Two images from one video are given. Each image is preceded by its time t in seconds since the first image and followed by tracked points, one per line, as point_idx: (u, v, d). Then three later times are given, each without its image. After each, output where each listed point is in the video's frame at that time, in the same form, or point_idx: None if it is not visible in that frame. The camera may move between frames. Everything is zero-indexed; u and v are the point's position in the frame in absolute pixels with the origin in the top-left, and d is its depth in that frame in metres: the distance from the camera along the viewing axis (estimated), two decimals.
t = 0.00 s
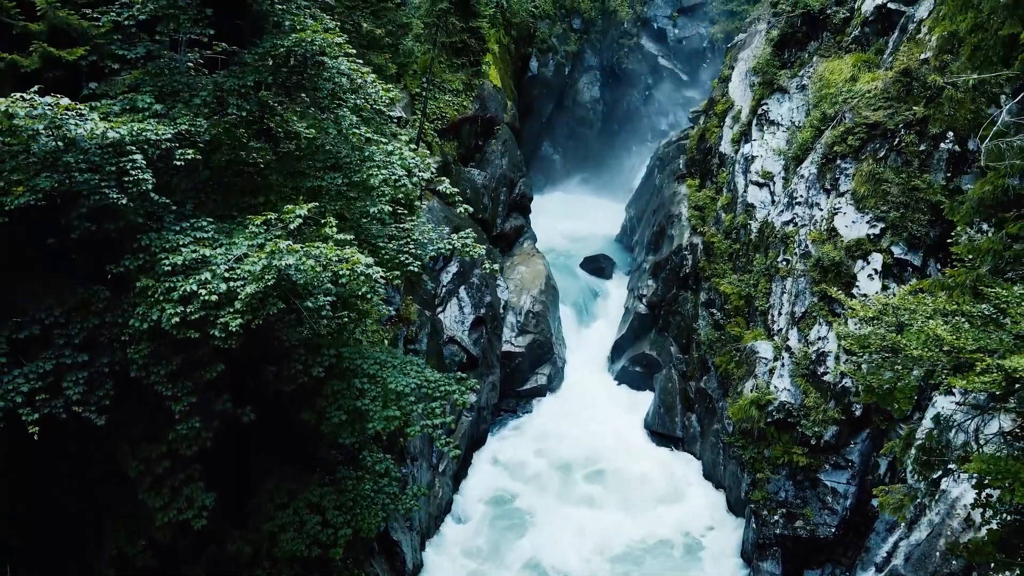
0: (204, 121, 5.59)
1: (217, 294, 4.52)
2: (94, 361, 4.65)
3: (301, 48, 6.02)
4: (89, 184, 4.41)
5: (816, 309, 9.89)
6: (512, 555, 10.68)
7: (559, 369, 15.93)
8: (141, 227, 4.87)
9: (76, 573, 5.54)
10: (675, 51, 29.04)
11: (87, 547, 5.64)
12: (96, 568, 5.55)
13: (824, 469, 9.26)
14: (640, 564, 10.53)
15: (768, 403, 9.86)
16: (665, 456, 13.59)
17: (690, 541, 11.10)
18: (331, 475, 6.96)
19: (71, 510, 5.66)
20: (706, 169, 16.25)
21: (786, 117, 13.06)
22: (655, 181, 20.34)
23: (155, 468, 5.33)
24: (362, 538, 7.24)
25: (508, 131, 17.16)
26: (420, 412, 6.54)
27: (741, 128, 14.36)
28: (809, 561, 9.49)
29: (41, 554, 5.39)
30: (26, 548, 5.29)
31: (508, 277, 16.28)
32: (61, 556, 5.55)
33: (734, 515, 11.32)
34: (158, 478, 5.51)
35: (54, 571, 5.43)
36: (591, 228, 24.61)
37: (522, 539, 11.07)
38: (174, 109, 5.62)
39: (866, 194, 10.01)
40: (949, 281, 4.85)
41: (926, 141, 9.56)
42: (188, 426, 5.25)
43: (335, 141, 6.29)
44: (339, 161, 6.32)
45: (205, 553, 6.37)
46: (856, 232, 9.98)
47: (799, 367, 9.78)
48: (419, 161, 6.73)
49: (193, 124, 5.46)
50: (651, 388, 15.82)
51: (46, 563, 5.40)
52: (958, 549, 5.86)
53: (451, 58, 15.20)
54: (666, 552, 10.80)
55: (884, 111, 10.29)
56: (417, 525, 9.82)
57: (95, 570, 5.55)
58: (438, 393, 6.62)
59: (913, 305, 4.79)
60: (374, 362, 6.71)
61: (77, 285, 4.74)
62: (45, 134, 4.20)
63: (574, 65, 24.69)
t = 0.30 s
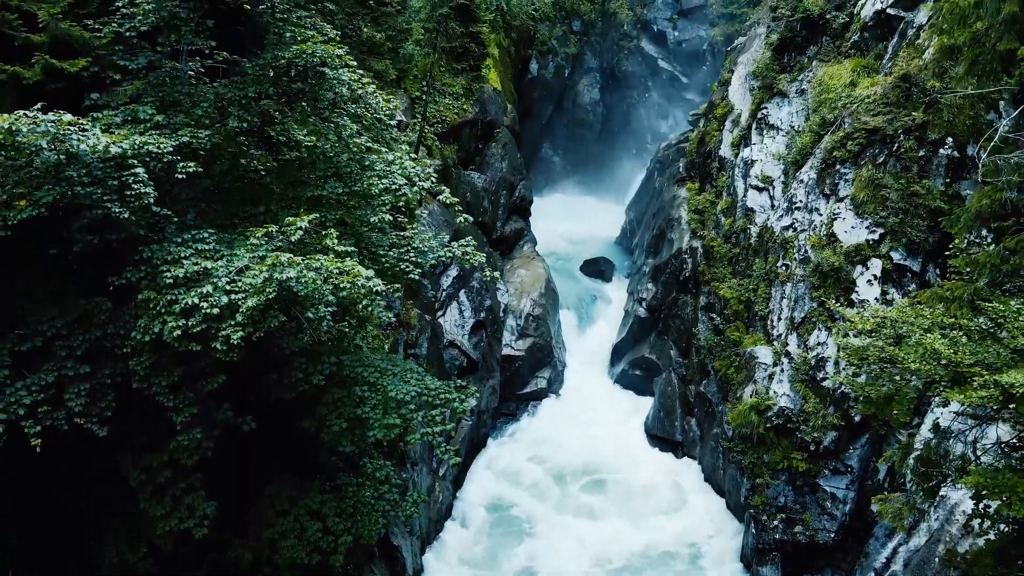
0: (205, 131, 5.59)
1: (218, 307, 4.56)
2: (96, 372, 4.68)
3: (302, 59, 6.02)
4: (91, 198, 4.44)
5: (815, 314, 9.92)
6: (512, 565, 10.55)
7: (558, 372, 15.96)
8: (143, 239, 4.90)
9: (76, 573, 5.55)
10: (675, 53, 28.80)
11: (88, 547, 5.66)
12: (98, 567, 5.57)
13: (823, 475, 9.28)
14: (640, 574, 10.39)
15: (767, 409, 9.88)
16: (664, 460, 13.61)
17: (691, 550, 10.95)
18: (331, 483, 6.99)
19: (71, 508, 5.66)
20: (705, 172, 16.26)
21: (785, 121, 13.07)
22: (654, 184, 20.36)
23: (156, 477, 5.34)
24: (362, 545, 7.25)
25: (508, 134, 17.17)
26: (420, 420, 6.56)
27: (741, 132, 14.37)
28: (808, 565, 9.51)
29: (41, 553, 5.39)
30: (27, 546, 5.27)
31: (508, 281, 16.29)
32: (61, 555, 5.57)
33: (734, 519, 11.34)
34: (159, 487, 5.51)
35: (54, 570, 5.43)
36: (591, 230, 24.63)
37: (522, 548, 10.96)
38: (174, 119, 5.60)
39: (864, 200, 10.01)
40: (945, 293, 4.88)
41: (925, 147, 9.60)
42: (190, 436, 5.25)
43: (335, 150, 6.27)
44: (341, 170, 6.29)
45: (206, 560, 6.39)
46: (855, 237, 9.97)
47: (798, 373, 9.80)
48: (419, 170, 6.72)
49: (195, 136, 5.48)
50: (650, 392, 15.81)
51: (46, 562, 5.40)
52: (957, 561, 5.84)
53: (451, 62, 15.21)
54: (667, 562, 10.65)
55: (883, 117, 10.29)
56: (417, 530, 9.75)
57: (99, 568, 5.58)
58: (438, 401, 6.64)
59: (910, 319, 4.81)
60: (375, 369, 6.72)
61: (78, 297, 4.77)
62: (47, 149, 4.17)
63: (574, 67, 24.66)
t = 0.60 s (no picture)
0: (207, 144, 5.62)
1: (220, 321, 4.60)
2: (98, 386, 4.70)
3: (303, 72, 6.06)
4: (94, 213, 4.47)
5: (815, 321, 9.94)
6: None
7: (558, 376, 16.00)
8: (145, 253, 4.94)
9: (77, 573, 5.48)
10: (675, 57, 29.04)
11: (89, 548, 5.61)
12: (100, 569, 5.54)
13: (823, 481, 9.28)
14: None
15: (766, 415, 9.90)
16: (663, 465, 13.63)
17: (692, 562, 10.81)
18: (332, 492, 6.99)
19: (71, 510, 5.57)
20: (705, 177, 16.27)
21: (785, 126, 13.07)
22: (654, 187, 20.43)
23: (158, 488, 5.36)
24: (361, 555, 7.25)
25: (508, 138, 17.19)
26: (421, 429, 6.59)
27: (740, 136, 14.40)
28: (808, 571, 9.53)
29: (41, 554, 5.30)
30: (27, 548, 5.18)
31: (508, 284, 16.31)
32: (61, 555, 5.48)
33: (733, 523, 11.33)
34: (161, 498, 5.52)
35: (55, 571, 5.36)
36: (590, 233, 24.67)
37: (522, 558, 10.82)
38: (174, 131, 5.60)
39: (864, 206, 10.00)
40: (943, 307, 4.91)
41: (924, 153, 9.60)
42: (191, 449, 5.25)
43: (336, 161, 6.31)
44: (341, 181, 6.32)
45: (207, 569, 6.40)
46: (854, 244, 9.98)
47: (797, 379, 9.80)
48: (420, 181, 6.74)
49: (196, 149, 5.50)
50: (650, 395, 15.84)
51: (46, 563, 5.31)
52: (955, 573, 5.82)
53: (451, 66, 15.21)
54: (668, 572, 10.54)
55: (881, 123, 10.31)
56: (417, 537, 9.69)
57: (101, 569, 5.54)
58: (438, 410, 6.67)
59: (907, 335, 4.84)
60: (375, 379, 6.74)
61: (80, 311, 4.78)
62: (49, 166, 4.17)
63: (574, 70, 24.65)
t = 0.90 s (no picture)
0: (208, 156, 5.65)
1: (221, 334, 4.65)
2: (100, 398, 4.75)
3: (304, 84, 6.09)
4: (96, 228, 4.50)
5: (814, 326, 9.96)
6: None
7: (558, 380, 16.04)
8: (147, 265, 4.97)
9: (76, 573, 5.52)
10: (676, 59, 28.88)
11: (89, 548, 5.64)
12: (101, 569, 5.58)
13: (823, 487, 9.29)
14: None
15: (765, 421, 9.94)
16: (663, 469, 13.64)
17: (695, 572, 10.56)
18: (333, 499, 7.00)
19: (71, 510, 5.57)
20: (705, 180, 16.27)
21: (784, 130, 13.07)
22: (653, 191, 20.45)
23: (159, 497, 5.39)
24: (361, 562, 7.27)
25: (508, 141, 17.20)
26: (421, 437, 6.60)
27: (740, 140, 14.40)
28: None
29: (41, 554, 5.33)
30: (27, 547, 5.22)
31: (508, 288, 16.33)
32: (61, 555, 5.52)
33: (733, 526, 11.29)
34: (162, 507, 5.55)
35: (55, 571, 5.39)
36: (591, 236, 24.69)
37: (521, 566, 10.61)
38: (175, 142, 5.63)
39: (863, 212, 10.00)
40: (940, 321, 4.95)
41: (923, 159, 9.59)
42: (193, 460, 5.27)
43: (336, 171, 6.36)
44: (342, 191, 6.35)
45: None
46: (853, 249, 9.97)
47: (797, 386, 9.79)
48: (420, 190, 6.76)
49: (197, 161, 5.54)
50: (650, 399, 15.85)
51: (46, 563, 5.35)
52: None
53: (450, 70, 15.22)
54: None
55: (881, 129, 10.22)
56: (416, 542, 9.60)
57: (102, 569, 5.59)
58: (438, 418, 6.67)
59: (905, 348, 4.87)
60: (376, 387, 6.75)
61: (82, 323, 4.81)
62: (52, 183, 4.19)
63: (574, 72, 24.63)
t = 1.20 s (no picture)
0: (209, 168, 5.69)
1: (223, 347, 4.69)
2: (102, 409, 4.78)
3: (306, 95, 6.12)
4: (99, 243, 4.53)
5: (813, 331, 9.98)
6: None
7: (558, 383, 16.07)
8: (149, 277, 5.01)
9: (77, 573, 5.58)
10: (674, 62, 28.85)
11: (89, 547, 5.69)
12: (103, 570, 5.67)
13: (822, 492, 9.29)
14: None
15: (765, 426, 9.96)
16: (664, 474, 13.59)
17: None
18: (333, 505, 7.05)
19: (71, 510, 5.55)
20: (705, 184, 16.28)
21: (784, 134, 13.07)
22: (653, 194, 20.49)
23: (161, 507, 5.41)
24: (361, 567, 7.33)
25: (508, 145, 17.20)
26: (421, 444, 6.63)
27: (739, 144, 14.42)
28: None
29: (41, 553, 5.34)
30: (27, 547, 5.21)
31: (508, 291, 16.33)
32: (61, 555, 5.55)
33: (733, 530, 11.27)
34: (164, 517, 5.56)
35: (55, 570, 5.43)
36: (590, 239, 24.71)
37: None
38: (177, 154, 5.66)
39: (862, 217, 10.00)
40: (937, 334, 5.00)
41: (922, 165, 9.59)
42: (195, 471, 5.28)
43: (337, 181, 6.39)
44: (342, 201, 6.39)
45: None
46: (853, 254, 9.98)
47: (796, 391, 9.80)
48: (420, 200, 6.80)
49: (199, 173, 5.57)
50: (650, 402, 15.87)
51: (47, 562, 5.37)
52: None
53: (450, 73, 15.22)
54: None
55: (880, 135, 10.23)
56: (418, 547, 9.64)
57: (103, 570, 5.67)
58: (438, 426, 6.70)
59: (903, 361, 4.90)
60: (376, 395, 6.78)
61: (84, 334, 4.84)
62: (55, 199, 4.24)
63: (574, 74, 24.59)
